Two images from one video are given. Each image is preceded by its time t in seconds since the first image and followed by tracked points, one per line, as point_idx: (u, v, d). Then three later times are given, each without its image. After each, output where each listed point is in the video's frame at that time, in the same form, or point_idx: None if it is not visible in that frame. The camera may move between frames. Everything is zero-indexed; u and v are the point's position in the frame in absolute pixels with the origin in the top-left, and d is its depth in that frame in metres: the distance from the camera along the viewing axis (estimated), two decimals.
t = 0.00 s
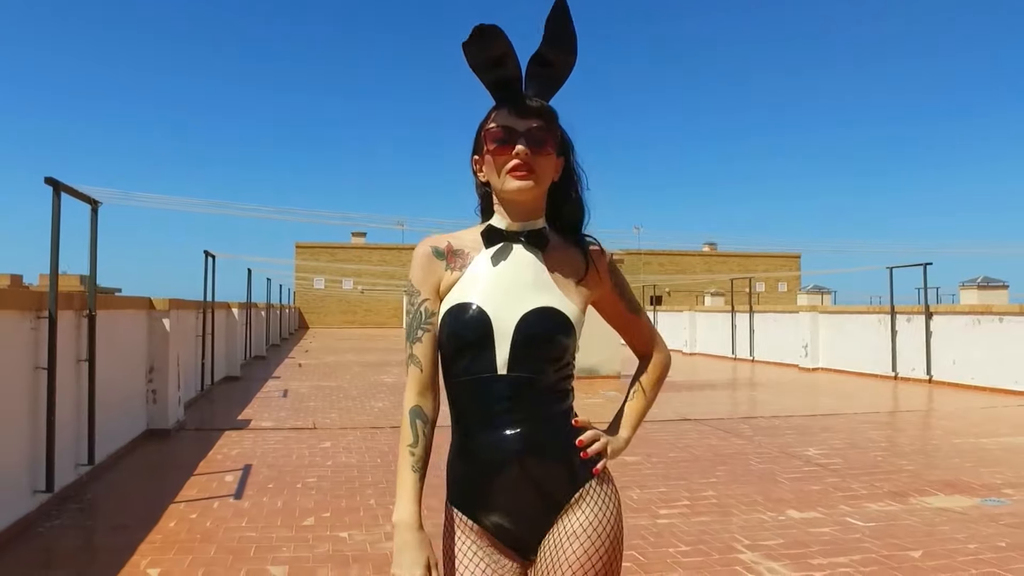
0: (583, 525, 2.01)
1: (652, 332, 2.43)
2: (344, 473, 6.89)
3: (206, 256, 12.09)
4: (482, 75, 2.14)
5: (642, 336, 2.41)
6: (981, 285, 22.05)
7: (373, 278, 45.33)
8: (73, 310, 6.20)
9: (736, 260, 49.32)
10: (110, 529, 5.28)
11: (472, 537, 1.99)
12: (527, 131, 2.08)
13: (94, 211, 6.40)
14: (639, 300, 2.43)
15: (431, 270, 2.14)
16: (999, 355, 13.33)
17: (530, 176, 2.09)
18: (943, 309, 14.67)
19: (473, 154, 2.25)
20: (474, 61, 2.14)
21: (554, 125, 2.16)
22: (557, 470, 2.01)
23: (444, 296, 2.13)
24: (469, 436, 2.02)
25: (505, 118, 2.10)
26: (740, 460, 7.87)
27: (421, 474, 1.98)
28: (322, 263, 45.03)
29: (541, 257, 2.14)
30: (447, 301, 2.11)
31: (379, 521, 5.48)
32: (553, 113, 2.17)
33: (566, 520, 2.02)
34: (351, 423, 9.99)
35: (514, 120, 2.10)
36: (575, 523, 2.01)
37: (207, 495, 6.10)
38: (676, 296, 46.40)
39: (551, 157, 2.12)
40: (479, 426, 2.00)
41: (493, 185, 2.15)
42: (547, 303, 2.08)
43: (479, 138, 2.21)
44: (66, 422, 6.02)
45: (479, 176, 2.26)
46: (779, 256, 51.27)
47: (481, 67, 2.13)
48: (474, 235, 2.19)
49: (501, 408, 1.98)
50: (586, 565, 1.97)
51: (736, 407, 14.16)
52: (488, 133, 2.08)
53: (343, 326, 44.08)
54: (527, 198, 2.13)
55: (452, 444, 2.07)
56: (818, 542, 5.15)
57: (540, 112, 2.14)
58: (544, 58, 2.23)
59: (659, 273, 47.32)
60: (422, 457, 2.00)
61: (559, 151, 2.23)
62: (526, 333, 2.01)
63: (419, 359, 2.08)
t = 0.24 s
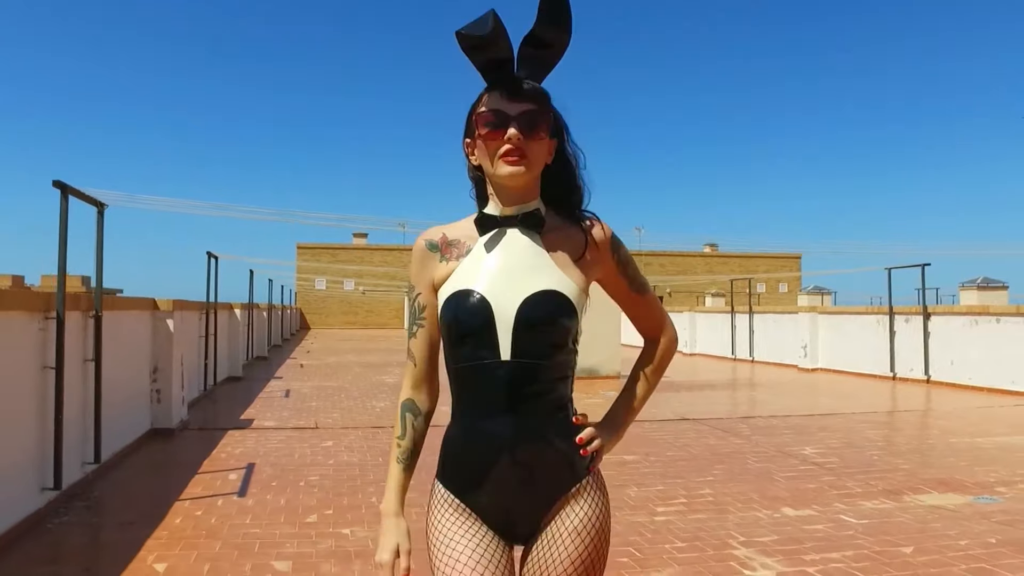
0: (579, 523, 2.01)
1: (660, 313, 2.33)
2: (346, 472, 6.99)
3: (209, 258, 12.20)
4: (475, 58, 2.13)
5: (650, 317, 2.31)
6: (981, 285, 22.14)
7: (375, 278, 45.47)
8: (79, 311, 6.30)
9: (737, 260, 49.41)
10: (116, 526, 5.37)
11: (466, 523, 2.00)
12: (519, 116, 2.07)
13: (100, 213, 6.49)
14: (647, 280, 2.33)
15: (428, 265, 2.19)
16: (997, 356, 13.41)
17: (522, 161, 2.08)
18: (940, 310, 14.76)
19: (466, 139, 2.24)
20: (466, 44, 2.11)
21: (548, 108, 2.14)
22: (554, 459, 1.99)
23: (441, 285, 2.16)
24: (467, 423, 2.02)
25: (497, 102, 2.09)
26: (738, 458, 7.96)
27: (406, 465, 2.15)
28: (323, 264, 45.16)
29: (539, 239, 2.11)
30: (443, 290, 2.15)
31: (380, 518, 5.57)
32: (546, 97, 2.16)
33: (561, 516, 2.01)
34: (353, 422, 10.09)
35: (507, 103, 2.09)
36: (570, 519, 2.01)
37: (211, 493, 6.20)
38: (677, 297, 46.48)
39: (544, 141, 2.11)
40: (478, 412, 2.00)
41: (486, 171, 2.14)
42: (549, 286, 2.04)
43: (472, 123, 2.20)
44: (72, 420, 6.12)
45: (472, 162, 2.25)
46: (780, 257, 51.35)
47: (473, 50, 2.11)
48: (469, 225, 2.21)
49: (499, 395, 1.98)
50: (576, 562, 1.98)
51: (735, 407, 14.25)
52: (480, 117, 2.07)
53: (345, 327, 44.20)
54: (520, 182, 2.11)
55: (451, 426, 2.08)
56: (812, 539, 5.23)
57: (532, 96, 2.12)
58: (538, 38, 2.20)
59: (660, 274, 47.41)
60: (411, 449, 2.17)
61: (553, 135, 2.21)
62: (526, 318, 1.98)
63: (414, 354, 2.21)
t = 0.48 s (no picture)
0: (575, 529, 1.98)
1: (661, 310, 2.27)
2: (349, 471, 7.08)
3: (212, 260, 12.30)
4: (468, 53, 2.10)
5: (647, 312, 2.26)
6: (981, 286, 22.20)
7: (376, 280, 45.58)
8: (86, 313, 6.40)
9: (738, 262, 49.52)
10: (124, 524, 5.48)
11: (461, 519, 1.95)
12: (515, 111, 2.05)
13: (107, 216, 6.59)
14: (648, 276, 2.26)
15: (432, 267, 2.14)
16: (995, 357, 13.50)
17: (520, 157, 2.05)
18: (939, 311, 14.85)
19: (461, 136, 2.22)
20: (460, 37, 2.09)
21: (545, 104, 2.10)
22: (557, 460, 1.96)
23: (447, 283, 2.10)
24: (471, 418, 1.98)
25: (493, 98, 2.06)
26: (736, 458, 8.05)
27: (408, 460, 2.18)
28: (325, 265, 45.27)
29: (545, 236, 2.07)
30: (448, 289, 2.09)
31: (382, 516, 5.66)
32: (544, 91, 2.13)
33: (559, 520, 1.97)
34: (355, 422, 10.18)
35: (504, 99, 2.06)
36: (568, 524, 1.98)
37: (216, 492, 6.29)
38: (678, 298, 46.53)
39: (542, 137, 2.08)
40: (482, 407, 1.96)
41: (483, 168, 2.11)
42: (561, 281, 2.01)
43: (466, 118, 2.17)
44: (80, 420, 6.22)
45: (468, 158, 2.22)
46: (781, 258, 51.42)
47: (467, 44, 2.09)
48: (472, 225, 2.15)
49: (505, 391, 1.94)
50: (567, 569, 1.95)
51: (734, 407, 14.33)
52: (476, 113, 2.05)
53: (346, 327, 44.29)
54: (518, 178, 2.08)
55: (453, 421, 2.03)
56: (807, 537, 5.32)
57: (529, 92, 2.09)
58: (534, 31, 2.14)
59: (660, 275, 47.51)
60: (414, 444, 2.19)
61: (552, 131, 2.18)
62: (539, 313, 1.94)
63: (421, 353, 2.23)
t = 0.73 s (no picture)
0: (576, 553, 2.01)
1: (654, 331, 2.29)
2: (353, 471, 7.20)
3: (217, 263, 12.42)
4: (470, 67, 2.21)
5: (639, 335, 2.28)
6: (982, 288, 22.27)
7: (378, 281, 45.67)
8: (95, 315, 6.52)
9: (739, 263, 49.61)
10: (133, 521, 5.60)
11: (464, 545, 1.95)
12: (518, 127, 2.07)
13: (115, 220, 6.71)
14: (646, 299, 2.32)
15: (436, 287, 2.14)
16: (993, 358, 13.60)
17: (522, 175, 2.07)
18: (938, 313, 14.94)
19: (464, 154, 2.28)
20: (463, 51, 2.21)
21: (547, 121, 2.13)
22: (562, 486, 1.96)
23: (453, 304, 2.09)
24: (477, 441, 1.96)
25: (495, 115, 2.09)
26: (734, 459, 8.16)
27: (415, 471, 2.17)
28: (327, 266, 45.37)
29: (553, 257, 2.10)
30: (453, 311, 2.09)
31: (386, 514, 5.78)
32: (546, 109, 2.16)
33: (562, 545, 1.99)
34: (358, 423, 10.30)
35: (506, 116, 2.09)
36: (570, 549, 2.00)
37: (223, 491, 6.41)
38: (679, 299, 46.58)
39: (544, 155, 2.10)
40: (487, 433, 1.94)
41: (485, 185, 2.13)
42: (571, 303, 2.02)
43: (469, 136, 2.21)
44: (89, 421, 6.34)
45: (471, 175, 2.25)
46: (782, 260, 51.47)
47: (471, 58, 2.20)
48: (476, 245, 2.16)
49: (512, 417, 1.93)
50: None
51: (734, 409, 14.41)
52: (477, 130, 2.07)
53: (347, 329, 44.37)
54: (520, 196, 2.10)
55: (457, 444, 2.01)
56: (802, 534, 5.44)
57: (532, 108, 2.12)
58: (534, 49, 2.26)
59: (662, 277, 47.60)
60: (417, 458, 2.19)
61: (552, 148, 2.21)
62: (551, 336, 1.95)
63: (426, 367, 2.23)
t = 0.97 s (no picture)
0: None
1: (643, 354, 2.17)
2: (356, 471, 7.30)
3: (221, 265, 12.56)
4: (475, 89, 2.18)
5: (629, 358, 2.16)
6: (982, 291, 22.38)
7: (380, 284, 45.84)
8: (103, 317, 6.64)
9: (740, 266, 49.75)
10: (142, 520, 5.71)
11: None
12: (519, 146, 1.99)
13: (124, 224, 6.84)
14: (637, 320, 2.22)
15: (436, 313, 2.02)
16: (991, 360, 13.70)
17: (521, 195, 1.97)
18: (936, 315, 15.06)
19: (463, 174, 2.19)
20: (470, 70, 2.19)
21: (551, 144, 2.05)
22: (574, 516, 1.82)
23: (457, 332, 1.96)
24: (485, 467, 1.83)
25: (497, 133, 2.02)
26: (732, 459, 8.26)
27: (407, 506, 2.06)
28: (329, 269, 45.57)
29: (553, 277, 2.01)
30: (456, 339, 1.97)
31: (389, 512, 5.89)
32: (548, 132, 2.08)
33: None
34: (360, 424, 10.42)
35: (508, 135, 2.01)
36: None
37: (229, 490, 6.52)
38: (680, 302, 46.70)
39: (545, 177, 2.01)
40: (495, 460, 1.82)
41: (483, 205, 2.04)
42: (577, 324, 1.92)
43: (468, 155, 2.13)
44: (98, 421, 6.46)
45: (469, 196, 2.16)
46: (783, 262, 51.59)
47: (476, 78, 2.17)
48: (475, 270, 2.05)
49: (522, 442, 1.80)
50: None
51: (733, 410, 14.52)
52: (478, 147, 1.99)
53: (350, 331, 44.54)
54: (518, 218, 2.00)
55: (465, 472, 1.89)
56: (798, 533, 5.54)
57: (536, 129, 2.03)
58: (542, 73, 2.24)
59: (663, 279, 47.72)
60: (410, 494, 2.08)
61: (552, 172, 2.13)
62: (560, 357, 1.85)
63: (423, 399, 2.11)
